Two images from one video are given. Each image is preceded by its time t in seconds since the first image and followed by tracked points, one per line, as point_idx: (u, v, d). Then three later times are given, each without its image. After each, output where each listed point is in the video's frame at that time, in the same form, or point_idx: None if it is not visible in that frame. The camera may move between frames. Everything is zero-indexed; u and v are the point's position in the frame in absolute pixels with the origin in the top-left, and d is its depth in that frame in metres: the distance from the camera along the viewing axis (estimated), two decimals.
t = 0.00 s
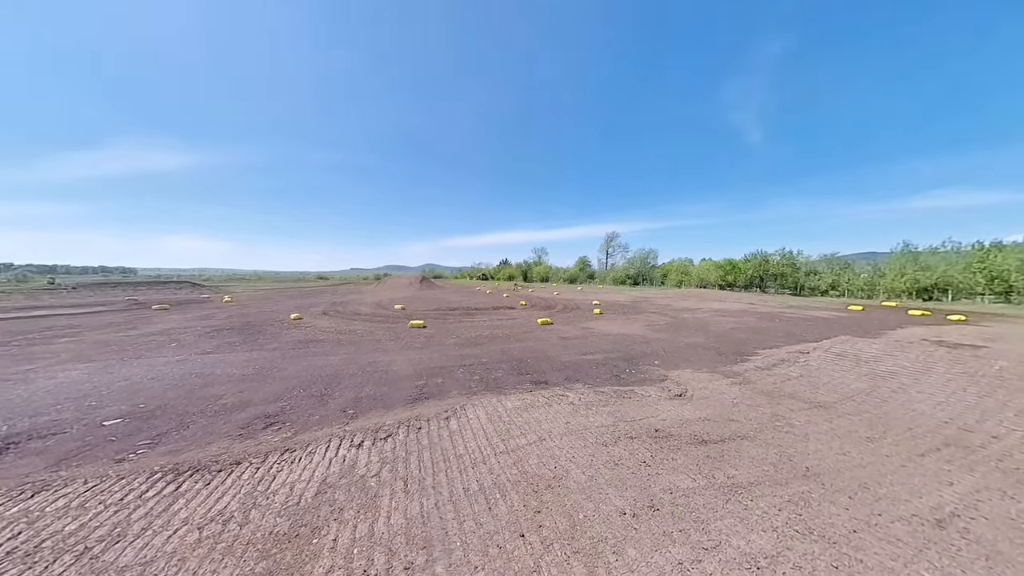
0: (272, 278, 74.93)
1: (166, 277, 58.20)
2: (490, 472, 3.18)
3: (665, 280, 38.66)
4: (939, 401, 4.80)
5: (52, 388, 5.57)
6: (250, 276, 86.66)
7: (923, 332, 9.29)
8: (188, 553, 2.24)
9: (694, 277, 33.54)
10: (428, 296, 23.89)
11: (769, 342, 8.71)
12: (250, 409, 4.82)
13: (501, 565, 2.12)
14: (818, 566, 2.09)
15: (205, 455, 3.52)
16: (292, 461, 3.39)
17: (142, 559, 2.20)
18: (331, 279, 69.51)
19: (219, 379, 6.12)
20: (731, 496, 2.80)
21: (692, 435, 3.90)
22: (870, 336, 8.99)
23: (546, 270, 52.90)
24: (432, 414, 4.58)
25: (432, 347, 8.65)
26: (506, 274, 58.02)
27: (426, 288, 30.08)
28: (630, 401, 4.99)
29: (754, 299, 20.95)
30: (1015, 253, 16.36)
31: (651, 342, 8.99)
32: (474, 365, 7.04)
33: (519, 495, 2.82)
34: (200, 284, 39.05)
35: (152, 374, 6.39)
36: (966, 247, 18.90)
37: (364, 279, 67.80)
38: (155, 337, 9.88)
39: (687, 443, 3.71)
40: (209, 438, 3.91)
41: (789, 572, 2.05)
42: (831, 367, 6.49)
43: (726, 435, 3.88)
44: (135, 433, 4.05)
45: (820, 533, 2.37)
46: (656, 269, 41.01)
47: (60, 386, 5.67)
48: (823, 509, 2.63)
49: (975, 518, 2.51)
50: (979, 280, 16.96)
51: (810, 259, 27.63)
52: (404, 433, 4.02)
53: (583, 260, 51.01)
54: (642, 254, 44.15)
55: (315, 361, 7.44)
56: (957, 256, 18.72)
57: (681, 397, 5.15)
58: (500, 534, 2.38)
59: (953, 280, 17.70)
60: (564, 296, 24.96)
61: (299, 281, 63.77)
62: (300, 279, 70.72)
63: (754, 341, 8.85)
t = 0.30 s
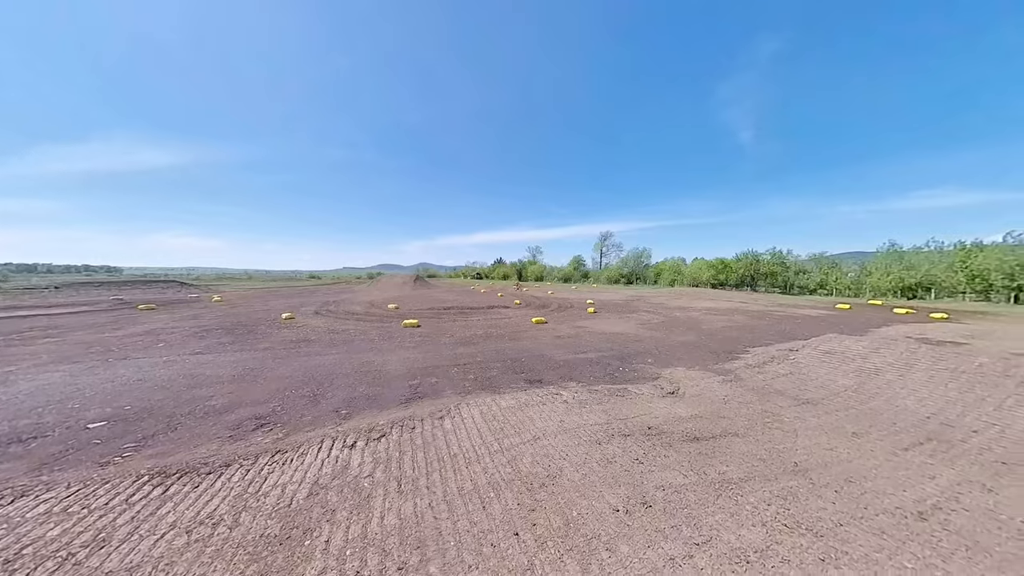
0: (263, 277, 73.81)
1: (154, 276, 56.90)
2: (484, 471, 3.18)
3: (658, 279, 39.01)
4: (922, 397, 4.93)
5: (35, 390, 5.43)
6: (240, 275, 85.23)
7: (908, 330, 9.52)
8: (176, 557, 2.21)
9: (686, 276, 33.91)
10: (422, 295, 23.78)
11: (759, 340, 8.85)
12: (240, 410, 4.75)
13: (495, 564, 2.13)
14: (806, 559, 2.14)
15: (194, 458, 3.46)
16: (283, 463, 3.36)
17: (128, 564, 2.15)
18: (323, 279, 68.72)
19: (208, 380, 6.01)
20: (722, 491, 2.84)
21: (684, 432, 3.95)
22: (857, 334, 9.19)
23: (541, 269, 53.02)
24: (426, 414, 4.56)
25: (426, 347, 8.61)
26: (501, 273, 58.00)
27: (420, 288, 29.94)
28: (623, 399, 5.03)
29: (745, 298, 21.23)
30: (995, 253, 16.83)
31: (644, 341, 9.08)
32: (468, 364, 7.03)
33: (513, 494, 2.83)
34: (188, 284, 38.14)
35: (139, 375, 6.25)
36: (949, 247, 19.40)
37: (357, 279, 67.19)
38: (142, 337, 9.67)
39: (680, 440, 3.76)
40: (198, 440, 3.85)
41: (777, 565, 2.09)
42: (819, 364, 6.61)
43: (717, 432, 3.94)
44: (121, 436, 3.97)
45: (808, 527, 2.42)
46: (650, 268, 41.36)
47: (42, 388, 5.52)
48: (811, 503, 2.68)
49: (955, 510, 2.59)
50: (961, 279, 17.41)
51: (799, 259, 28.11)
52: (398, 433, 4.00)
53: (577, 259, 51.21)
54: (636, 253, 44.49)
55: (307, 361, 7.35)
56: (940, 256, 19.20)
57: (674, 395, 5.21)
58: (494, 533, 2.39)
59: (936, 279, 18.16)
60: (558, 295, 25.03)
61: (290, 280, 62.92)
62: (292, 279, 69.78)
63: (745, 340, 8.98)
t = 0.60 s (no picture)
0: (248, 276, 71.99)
1: (132, 274, 54.80)
2: (476, 470, 3.18)
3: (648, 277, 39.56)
4: (898, 391, 5.12)
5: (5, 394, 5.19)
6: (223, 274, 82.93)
7: (885, 327, 9.88)
8: (158, 564, 2.14)
9: (675, 274, 34.48)
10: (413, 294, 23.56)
11: (745, 338, 9.07)
12: (225, 412, 4.64)
13: (487, 562, 2.14)
14: (789, 549, 2.21)
15: (176, 462, 3.36)
16: (270, 466, 3.29)
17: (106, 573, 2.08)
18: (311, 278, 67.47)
19: (191, 382, 5.84)
20: (709, 486, 2.91)
21: (673, 428, 4.02)
22: (837, 331, 9.50)
23: (532, 267, 53.11)
24: (416, 414, 4.52)
25: (417, 346, 8.55)
26: (492, 272, 57.95)
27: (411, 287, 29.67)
28: (614, 396, 5.09)
29: (732, 296, 21.70)
30: (966, 253, 17.61)
31: (634, 339, 9.20)
32: (460, 363, 7.00)
33: (505, 492, 2.83)
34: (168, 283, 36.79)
35: (117, 378, 6.03)
36: (923, 246, 20.21)
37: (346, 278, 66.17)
38: (120, 338, 9.34)
39: (668, 436, 3.83)
40: (181, 444, 3.74)
41: (762, 556, 2.15)
42: (802, 360, 6.81)
43: (704, 427, 4.03)
44: (99, 440, 3.83)
45: (790, 518, 2.49)
46: (640, 267, 41.89)
47: (12, 392, 5.28)
48: (793, 495, 2.77)
49: (928, 499, 2.71)
50: (934, 277, 18.13)
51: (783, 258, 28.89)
52: (388, 434, 3.96)
53: (568, 258, 51.50)
54: (626, 252, 44.99)
55: (295, 361, 7.21)
56: (915, 255, 20.00)
57: (663, 391, 5.30)
58: (486, 531, 2.39)
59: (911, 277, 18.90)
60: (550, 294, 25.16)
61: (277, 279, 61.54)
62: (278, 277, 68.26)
63: (732, 337, 9.20)
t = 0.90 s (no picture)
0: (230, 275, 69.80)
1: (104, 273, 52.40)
2: (467, 468, 3.18)
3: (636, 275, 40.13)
4: (872, 384, 5.35)
5: None
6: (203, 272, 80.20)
7: (861, 323, 10.29)
8: (136, 573, 2.07)
9: (662, 273, 35.08)
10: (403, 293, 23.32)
11: (730, 334, 9.31)
12: (206, 415, 4.50)
13: (478, 560, 2.14)
14: (770, 538, 2.29)
15: (155, 467, 3.25)
16: (254, 469, 3.21)
17: None
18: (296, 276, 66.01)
19: (170, 384, 5.64)
20: (695, 479, 2.98)
21: (660, 423, 4.11)
22: (816, 327, 9.86)
23: (523, 265, 53.17)
24: (406, 414, 4.48)
25: (406, 345, 8.47)
26: (482, 270, 57.79)
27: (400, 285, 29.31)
28: (603, 393, 5.16)
29: (717, 294, 22.21)
30: (934, 253, 18.47)
31: (622, 336, 9.34)
32: (450, 362, 6.96)
33: (495, 490, 2.85)
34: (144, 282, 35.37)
35: (90, 381, 5.78)
36: (895, 246, 21.10)
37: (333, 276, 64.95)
38: (92, 340, 8.94)
39: (656, 431, 3.91)
40: (159, 448, 3.61)
41: (745, 545, 2.22)
42: (783, 356, 7.04)
43: (690, 422, 4.12)
44: (70, 446, 3.66)
45: (771, 507, 2.59)
46: (628, 265, 42.45)
47: None
48: (774, 486, 2.86)
49: (898, 486, 2.85)
50: (905, 276, 18.99)
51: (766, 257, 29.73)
52: (377, 434, 3.92)
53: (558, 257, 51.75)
54: (615, 251, 45.51)
55: (280, 362, 7.05)
56: (889, 254, 20.86)
57: (651, 388, 5.40)
58: (477, 529, 2.40)
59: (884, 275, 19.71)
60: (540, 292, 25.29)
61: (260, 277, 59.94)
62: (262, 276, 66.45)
63: (717, 334, 9.42)
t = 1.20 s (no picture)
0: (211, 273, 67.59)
1: (75, 271, 50.01)
2: (458, 467, 3.18)
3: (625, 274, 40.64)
4: (849, 378, 5.57)
5: None
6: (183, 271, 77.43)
7: (839, 320, 10.69)
8: None
9: (651, 271, 35.62)
10: (392, 291, 23.04)
11: (715, 331, 9.54)
12: (188, 417, 4.37)
13: (471, 557, 2.15)
14: (754, 527, 2.36)
15: (134, 472, 3.13)
16: (240, 472, 3.13)
17: None
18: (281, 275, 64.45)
19: (149, 387, 5.44)
20: (683, 472, 3.05)
21: (649, 419, 4.19)
22: (797, 323, 10.21)
23: (513, 264, 53.16)
24: (396, 413, 4.44)
25: (396, 344, 8.38)
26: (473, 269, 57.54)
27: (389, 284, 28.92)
28: (593, 390, 5.23)
29: (704, 292, 22.69)
30: (907, 252, 19.32)
31: (612, 334, 9.46)
32: (440, 361, 6.92)
33: (487, 487, 2.85)
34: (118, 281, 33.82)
35: (62, 384, 5.53)
36: (871, 246, 21.96)
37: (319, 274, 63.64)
38: (64, 341, 8.55)
39: (645, 426, 3.98)
40: (138, 453, 3.49)
41: (730, 535, 2.29)
42: (766, 351, 7.26)
43: (678, 417, 4.21)
44: (42, 453, 3.50)
45: (755, 498, 2.67)
46: (617, 264, 42.95)
47: None
48: (758, 477, 2.96)
49: (873, 475, 2.98)
50: (880, 274, 19.78)
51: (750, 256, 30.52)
52: (367, 434, 3.87)
53: (549, 255, 51.95)
54: (604, 249, 45.96)
55: (265, 362, 6.89)
56: (865, 253, 21.69)
57: (640, 384, 5.49)
58: (469, 526, 2.41)
59: (860, 274, 20.50)
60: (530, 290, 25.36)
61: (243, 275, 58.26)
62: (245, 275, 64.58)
63: (703, 331, 9.64)
